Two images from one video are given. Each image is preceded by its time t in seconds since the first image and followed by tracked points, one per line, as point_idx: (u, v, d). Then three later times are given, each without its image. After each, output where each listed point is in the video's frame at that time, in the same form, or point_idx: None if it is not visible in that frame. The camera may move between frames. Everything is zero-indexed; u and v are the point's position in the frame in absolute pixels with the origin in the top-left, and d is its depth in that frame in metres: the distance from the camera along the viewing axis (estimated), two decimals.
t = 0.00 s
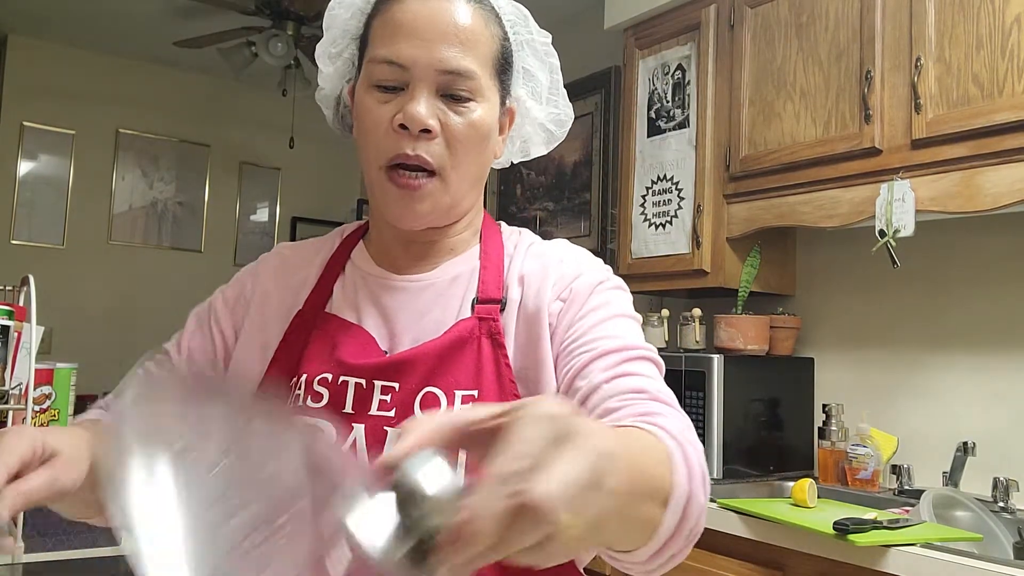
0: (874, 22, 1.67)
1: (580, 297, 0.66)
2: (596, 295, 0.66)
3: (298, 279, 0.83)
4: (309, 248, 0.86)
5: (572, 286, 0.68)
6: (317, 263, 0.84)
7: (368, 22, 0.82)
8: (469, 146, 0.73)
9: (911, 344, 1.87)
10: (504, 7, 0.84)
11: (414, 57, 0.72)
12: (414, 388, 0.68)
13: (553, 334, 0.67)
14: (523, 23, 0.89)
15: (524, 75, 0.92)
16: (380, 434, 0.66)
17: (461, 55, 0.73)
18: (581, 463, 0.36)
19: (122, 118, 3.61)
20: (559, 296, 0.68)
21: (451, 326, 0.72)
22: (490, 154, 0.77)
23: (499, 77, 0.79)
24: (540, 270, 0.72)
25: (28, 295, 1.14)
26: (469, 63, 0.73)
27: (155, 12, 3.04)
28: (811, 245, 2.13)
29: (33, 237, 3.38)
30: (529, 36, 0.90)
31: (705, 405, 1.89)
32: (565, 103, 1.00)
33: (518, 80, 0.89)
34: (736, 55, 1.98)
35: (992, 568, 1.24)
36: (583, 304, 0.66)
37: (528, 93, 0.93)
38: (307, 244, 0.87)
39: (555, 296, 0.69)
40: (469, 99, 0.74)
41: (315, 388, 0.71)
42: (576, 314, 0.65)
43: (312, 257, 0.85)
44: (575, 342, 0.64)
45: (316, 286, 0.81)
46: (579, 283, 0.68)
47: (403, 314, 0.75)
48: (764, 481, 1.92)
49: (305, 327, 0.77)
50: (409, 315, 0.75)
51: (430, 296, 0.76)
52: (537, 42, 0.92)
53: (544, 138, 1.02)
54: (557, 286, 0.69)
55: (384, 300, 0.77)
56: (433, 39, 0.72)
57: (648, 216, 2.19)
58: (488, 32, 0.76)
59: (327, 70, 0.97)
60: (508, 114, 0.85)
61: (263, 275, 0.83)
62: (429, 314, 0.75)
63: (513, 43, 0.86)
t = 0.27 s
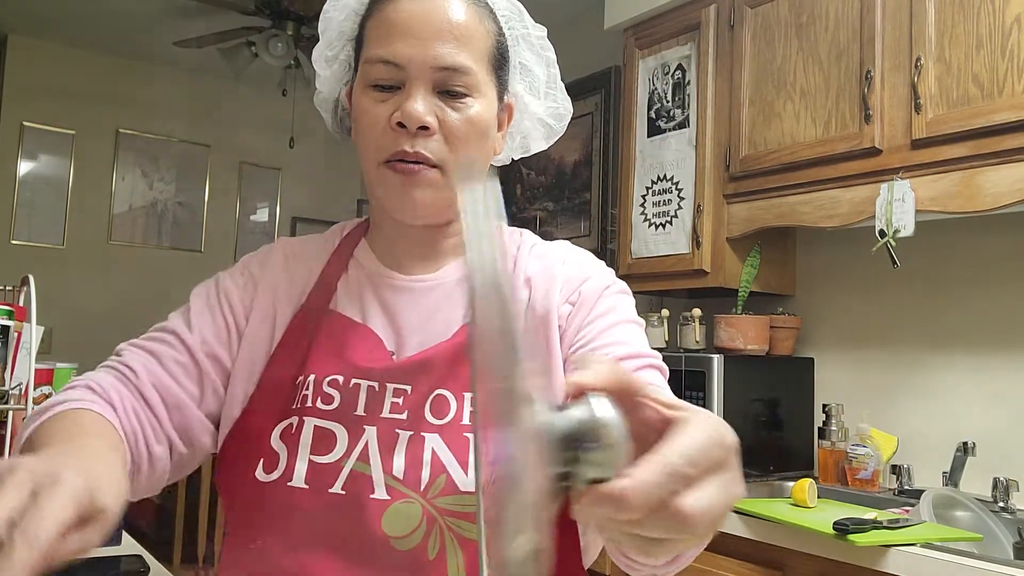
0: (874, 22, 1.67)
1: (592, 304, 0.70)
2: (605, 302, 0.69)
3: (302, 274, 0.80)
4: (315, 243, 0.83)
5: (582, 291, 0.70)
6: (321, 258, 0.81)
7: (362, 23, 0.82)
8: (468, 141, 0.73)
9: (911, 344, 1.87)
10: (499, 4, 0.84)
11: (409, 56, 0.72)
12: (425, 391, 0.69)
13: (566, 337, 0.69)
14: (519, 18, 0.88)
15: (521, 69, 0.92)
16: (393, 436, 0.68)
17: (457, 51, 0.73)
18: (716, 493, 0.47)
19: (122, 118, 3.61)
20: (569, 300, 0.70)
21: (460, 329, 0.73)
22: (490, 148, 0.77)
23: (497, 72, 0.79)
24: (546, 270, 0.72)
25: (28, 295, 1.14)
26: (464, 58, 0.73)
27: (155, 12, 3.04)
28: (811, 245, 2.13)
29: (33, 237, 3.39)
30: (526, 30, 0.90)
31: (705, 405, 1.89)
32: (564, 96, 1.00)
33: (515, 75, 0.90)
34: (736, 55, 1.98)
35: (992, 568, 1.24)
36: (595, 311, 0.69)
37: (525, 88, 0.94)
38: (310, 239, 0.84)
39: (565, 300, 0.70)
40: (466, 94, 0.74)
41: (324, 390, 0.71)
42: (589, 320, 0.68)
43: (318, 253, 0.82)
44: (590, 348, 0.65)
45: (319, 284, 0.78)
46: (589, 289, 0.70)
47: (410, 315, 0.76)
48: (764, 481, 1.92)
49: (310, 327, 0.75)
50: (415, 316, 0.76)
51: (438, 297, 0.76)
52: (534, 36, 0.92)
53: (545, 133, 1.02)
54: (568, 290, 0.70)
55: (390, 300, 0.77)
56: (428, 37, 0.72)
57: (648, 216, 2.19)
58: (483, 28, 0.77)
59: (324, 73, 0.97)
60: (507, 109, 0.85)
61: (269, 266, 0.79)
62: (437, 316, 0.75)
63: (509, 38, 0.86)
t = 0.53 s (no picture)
0: (874, 22, 1.67)
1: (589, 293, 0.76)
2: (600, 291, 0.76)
3: (310, 272, 0.79)
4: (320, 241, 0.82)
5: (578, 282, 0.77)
6: (327, 257, 0.81)
7: (361, 25, 0.82)
8: (470, 141, 0.73)
9: (911, 344, 1.87)
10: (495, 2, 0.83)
11: (408, 58, 0.72)
12: (435, 395, 0.70)
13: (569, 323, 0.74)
14: (516, 15, 0.88)
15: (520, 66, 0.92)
16: (404, 439, 0.68)
17: (456, 52, 0.73)
18: (749, 526, 0.46)
19: (122, 118, 3.61)
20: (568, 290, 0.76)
21: (466, 331, 0.74)
22: (492, 147, 0.77)
23: (497, 71, 0.79)
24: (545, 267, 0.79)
25: (27, 295, 1.14)
26: (464, 59, 0.74)
27: (154, 12, 3.04)
28: (811, 245, 2.13)
29: (33, 237, 3.38)
30: (523, 27, 0.89)
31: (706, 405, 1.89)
32: (565, 91, 1.00)
33: (515, 72, 0.89)
34: (736, 55, 1.98)
35: (993, 568, 1.24)
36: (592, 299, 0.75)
37: (525, 84, 0.94)
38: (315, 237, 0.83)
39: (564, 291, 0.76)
40: (467, 94, 0.74)
41: (335, 391, 0.70)
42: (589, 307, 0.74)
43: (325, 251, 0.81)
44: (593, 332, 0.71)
45: (327, 283, 0.77)
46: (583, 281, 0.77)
47: (416, 316, 0.76)
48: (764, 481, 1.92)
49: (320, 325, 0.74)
50: (422, 318, 0.76)
51: (444, 299, 0.77)
52: (532, 32, 0.91)
53: (547, 129, 1.02)
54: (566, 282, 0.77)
55: (397, 301, 0.77)
56: (427, 39, 0.72)
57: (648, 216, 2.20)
58: (482, 27, 0.77)
59: (324, 77, 0.97)
60: (508, 107, 0.85)
61: (278, 263, 0.77)
62: (443, 318, 0.76)
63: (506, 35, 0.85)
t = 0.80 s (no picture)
0: (874, 22, 1.67)
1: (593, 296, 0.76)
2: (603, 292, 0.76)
3: (313, 271, 0.79)
4: (321, 239, 0.82)
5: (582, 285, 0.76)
6: (330, 255, 0.81)
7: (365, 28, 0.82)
8: (475, 141, 0.73)
9: (911, 344, 1.87)
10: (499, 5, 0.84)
11: (413, 59, 0.72)
12: (439, 395, 0.70)
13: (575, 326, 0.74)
14: (520, 18, 0.88)
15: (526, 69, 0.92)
16: (408, 438, 0.68)
17: (460, 52, 0.73)
18: (751, 505, 0.46)
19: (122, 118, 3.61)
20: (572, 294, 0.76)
21: (468, 333, 0.74)
22: (496, 148, 0.77)
23: (500, 71, 0.79)
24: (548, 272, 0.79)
25: (28, 295, 1.14)
26: (468, 59, 0.74)
27: (154, 12, 3.04)
28: (811, 245, 2.13)
29: (33, 237, 3.39)
30: (526, 29, 0.90)
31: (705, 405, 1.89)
32: (567, 92, 1.00)
33: (519, 74, 0.89)
34: (736, 55, 1.98)
35: (992, 568, 1.24)
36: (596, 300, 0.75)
37: (530, 87, 0.94)
38: (317, 235, 0.83)
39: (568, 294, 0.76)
40: (471, 94, 0.74)
41: (340, 390, 0.70)
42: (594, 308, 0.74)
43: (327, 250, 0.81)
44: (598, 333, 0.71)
45: (330, 280, 0.77)
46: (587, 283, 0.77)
47: (420, 317, 0.76)
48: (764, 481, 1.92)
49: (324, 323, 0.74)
50: (425, 319, 0.76)
51: (446, 299, 0.77)
52: (536, 34, 0.92)
53: (550, 131, 1.02)
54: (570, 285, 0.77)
55: (401, 301, 0.77)
56: (431, 39, 0.72)
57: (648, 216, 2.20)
58: (485, 28, 0.77)
59: (329, 81, 0.97)
60: (512, 108, 0.85)
61: (279, 259, 0.77)
62: (446, 320, 0.76)
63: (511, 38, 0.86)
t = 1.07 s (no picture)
0: (874, 22, 1.67)
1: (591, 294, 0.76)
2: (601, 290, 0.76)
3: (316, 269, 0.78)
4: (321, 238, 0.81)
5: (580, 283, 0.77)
6: (330, 255, 0.80)
7: (360, 29, 0.82)
8: (471, 138, 0.74)
9: (912, 344, 1.87)
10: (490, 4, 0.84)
11: (408, 56, 0.72)
12: (441, 396, 0.70)
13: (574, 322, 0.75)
14: (512, 16, 0.89)
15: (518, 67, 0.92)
16: (411, 439, 0.69)
17: (455, 50, 0.73)
18: (746, 488, 0.47)
19: (122, 118, 3.61)
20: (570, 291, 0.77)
21: (469, 333, 0.75)
22: (492, 144, 0.77)
23: (495, 69, 0.79)
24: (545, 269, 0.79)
25: (28, 295, 1.14)
26: (463, 57, 0.74)
27: (154, 12, 3.04)
28: (811, 245, 2.13)
29: (33, 237, 3.39)
30: (519, 27, 0.90)
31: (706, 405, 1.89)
32: (562, 89, 1.00)
33: (513, 73, 0.89)
34: (736, 55, 1.98)
35: (993, 568, 1.24)
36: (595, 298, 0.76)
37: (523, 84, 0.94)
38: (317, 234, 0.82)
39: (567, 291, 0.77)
40: (465, 91, 0.74)
41: (344, 391, 0.70)
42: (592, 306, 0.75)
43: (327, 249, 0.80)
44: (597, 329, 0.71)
45: (332, 280, 0.77)
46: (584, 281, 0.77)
47: (421, 317, 0.76)
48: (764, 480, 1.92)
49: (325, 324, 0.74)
50: (426, 319, 0.76)
51: (446, 299, 0.77)
52: (528, 32, 0.92)
53: (546, 128, 1.02)
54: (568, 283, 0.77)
55: (401, 302, 0.76)
56: (426, 37, 0.72)
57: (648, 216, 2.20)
58: (478, 25, 0.77)
59: (324, 84, 0.97)
60: (507, 106, 0.86)
61: (283, 254, 0.77)
62: (446, 319, 0.76)
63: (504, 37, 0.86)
